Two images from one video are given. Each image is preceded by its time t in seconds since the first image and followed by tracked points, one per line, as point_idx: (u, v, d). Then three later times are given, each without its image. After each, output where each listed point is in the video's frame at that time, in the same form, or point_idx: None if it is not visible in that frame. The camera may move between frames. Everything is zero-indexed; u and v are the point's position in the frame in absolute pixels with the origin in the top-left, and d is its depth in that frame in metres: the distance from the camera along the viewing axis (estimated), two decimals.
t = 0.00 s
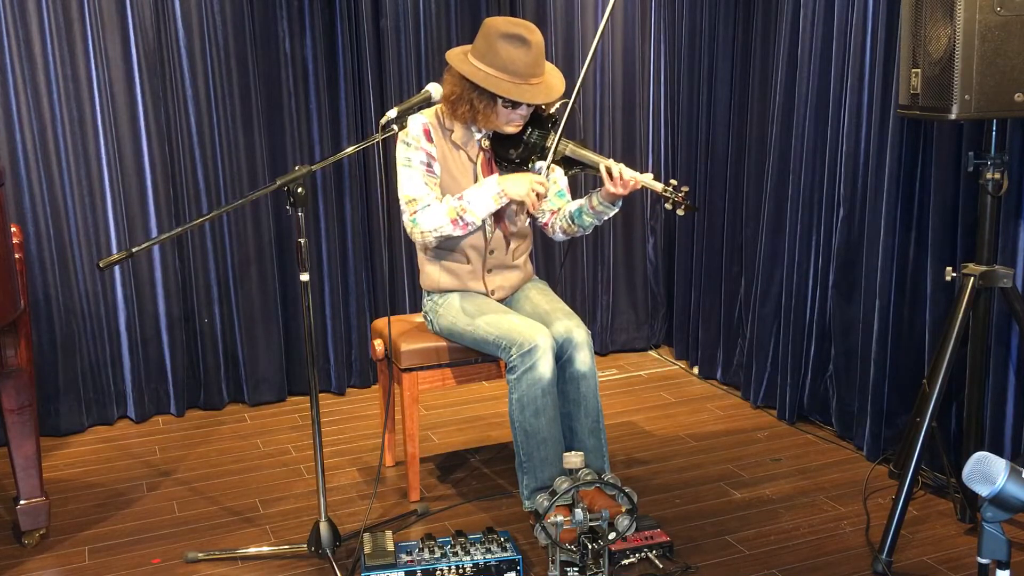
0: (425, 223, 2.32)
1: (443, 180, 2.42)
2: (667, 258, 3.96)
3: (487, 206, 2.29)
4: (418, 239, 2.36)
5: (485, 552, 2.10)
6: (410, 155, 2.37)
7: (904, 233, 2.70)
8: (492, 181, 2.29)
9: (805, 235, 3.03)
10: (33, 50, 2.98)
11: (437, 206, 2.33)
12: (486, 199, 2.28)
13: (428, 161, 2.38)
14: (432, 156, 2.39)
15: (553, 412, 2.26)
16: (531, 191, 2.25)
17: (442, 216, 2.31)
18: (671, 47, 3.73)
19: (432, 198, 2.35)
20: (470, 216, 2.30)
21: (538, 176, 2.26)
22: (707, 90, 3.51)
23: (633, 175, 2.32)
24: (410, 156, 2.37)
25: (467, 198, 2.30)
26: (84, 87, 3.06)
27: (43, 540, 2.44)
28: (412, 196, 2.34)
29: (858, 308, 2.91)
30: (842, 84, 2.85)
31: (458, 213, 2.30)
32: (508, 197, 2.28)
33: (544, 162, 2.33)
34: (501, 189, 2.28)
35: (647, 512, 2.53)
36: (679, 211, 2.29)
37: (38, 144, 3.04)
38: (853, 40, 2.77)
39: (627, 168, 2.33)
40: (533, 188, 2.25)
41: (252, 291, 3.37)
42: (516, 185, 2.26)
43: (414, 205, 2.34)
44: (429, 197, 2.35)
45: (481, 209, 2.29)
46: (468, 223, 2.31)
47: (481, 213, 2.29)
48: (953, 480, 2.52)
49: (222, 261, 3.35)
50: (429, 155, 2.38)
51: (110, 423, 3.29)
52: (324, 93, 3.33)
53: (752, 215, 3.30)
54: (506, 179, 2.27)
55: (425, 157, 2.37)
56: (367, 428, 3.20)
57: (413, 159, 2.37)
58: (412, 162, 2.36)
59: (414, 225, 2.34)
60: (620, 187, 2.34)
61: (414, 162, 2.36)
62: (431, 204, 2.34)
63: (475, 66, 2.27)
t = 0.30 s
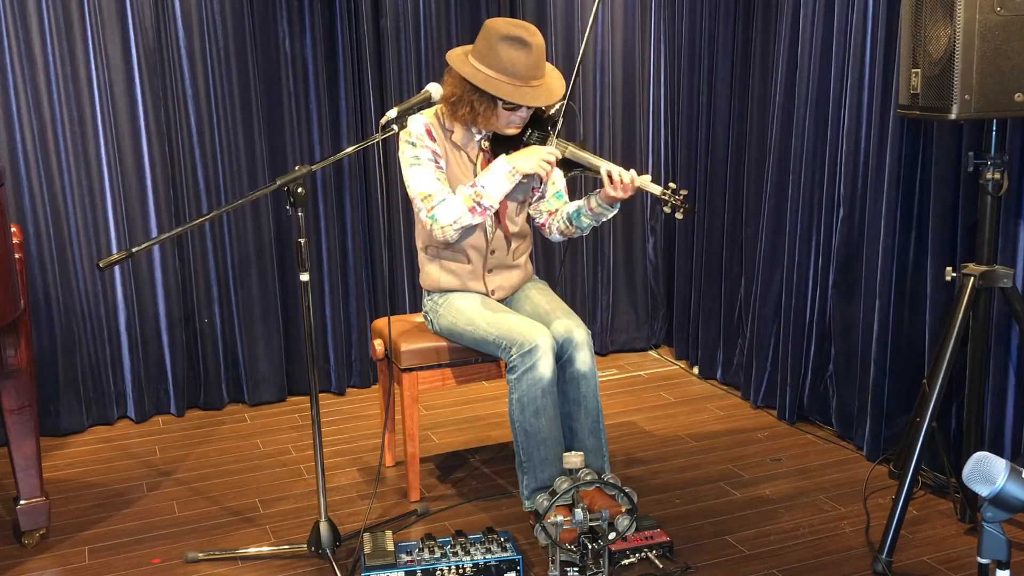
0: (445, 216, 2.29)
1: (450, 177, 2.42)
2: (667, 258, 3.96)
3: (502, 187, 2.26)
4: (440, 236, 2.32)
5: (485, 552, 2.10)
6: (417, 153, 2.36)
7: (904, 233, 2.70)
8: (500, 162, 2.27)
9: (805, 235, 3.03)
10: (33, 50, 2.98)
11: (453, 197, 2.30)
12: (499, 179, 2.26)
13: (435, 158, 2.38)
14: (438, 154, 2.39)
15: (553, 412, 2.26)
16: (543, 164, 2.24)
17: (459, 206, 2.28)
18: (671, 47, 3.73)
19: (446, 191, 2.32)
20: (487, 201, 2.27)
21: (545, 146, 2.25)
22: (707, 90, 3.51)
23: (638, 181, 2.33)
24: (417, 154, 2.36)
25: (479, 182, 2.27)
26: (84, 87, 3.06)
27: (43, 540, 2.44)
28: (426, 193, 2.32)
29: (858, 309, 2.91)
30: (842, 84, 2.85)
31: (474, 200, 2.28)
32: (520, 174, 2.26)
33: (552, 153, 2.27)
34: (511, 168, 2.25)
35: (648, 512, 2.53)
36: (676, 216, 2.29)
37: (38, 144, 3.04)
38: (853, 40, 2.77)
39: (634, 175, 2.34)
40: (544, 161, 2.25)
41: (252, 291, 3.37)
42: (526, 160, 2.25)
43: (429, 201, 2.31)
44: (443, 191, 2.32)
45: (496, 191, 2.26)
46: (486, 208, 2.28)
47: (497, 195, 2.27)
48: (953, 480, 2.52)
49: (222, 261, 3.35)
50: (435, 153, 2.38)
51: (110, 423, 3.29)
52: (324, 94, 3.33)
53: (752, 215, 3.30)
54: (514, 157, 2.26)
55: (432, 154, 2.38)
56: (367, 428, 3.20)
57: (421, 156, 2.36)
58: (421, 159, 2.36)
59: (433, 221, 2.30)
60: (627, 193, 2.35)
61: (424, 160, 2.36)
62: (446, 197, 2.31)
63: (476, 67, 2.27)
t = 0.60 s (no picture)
0: (418, 227, 2.32)
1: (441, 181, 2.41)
2: (667, 258, 3.96)
3: (481, 215, 2.30)
4: (409, 241, 2.35)
5: (485, 552, 2.10)
6: (408, 156, 2.35)
7: (904, 233, 2.70)
8: (487, 190, 2.30)
9: (805, 234, 3.03)
10: (33, 50, 2.98)
11: (430, 209, 2.33)
12: (482, 208, 2.29)
13: (426, 163, 2.37)
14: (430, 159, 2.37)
15: (553, 412, 2.26)
16: (527, 203, 2.27)
17: (436, 221, 2.31)
18: (671, 47, 3.73)
19: (427, 201, 2.34)
20: (463, 224, 2.31)
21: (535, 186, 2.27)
22: (707, 90, 3.51)
23: (634, 188, 2.33)
24: (408, 157, 2.35)
25: (461, 205, 2.31)
26: (84, 87, 3.06)
27: (43, 541, 2.44)
28: (406, 199, 2.34)
29: (858, 309, 2.91)
30: (842, 84, 2.85)
31: (452, 220, 2.31)
32: (503, 208, 2.29)
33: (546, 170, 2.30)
34: (496, 199, 2.29)
35: (648, 512, 2.53)
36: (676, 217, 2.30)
37: (38, 144, 3.04)
38: (853, 40, 2.77)
39: (630, 182, 2.34)
40: (529, 199, 2.27)
41: (252, 290, 3.38)
42: (512, 195, 2.28)
43: (409, 207, 2.33)
44: (425, 201, 2.34)
45: (474, 217, 2.30)
46: (461, 230, 2.32)
47: (475, 222, 2.31)
48: (953, 480, 2.52)
49: (222, 261, 3.35)
50: (427, 157, 2.37)
51: (110, 423, 3.29)
52: (324, 94, 3.33)
53: (752, 215, 3.30)
54: (502, 189, 2.28)
55: (423, 159, 2.36)
56: (367, 428, 3.20)
57: (411, 161, 2.35)
58: (410, 164, 2.35)
59: (406, 227, 2.33)
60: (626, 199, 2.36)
61: (412, 164, 2.35)
62: (426, 208, 2.33)
63: (479, 68, 2.27)
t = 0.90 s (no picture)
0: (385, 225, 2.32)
1: (433, 180, 2.41)
2: (667, 258, 3.96)
3: (444, 257, 2.32)
4: (369, 229, 2.35)
5: (485, 552, 2.10)
6: (399, 152, 2.36)
7: (904, 233, 2.70)
8: (464, 244, 2.32)
9: (805, 234, 3.03)
10: (33, 50, 2.98)
11: (404, 219, 2.34)
12: (448, 253, 2.32)
13: (416, 162, 2.38)
14: (422, 158, 2.38)
15: (553, 412, 2.26)
16: (493, 265, 2.26)
17: (403, 233, 2.32)
18: (671, 46, 3.73)
19: (404, 203, 2.35)
20: (423, 254, 2.33)
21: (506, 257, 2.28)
22: (707, 90, 3.51)
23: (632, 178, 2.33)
24: (399, 153, 2.36)
25: (434, 240, 2.33)
26: (84, 87, 3.06)
27: (43, 541, 2.44)
28: (386, 191, 2.34)
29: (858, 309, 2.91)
30: (842, 84, 2.85)
31: (417, 243, 2.33)
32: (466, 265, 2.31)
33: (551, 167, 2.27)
34: (466, 255, 2.31)
35: (648, 512, 2.53)
36: (682, 210, 2.30)
37: (38, 144, 3.04)
38: (853, 40, 2.77)
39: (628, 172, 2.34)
40: (496, 263, 2.27)
41: (252, 291, 3.37)
42: (483, 255, 2.29)
43: (387, 201, 2.33)
44: (402, 202, 2.35)
45: (437, 254, 2.32)
46: (418, 257, 2.34)
47: (433, 259, 2.33)
48: (953, 479, 2.52)
49: (221, 260, 3.34)
50: (418, 156, 2.38)
51: (110, 423, 3.29)
52: (324, 94, 3.33)
53: (752, 215, 3.30)
54: (477, 248, 2.30)
55: (414, 157, 2.37)
56: (367, 428, 3.20)
57: (401, 156, 2.36)
58: (399, 159, 2.35)
59: (374, 216, 2.33)
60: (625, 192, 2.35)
61: (400, 160, 2.36)
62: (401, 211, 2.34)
63: (479, 64, 2.27)
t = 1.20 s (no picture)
0: (402, 227, 2.31)
1: (436, 181, 2.42)
2: (667, 258, 3.96)
3: (468, 236, 2.29)
4: (390, 238, 2.34)
5: (485, 552, 2.10)
6: (403, 154, 2.36)
7: (904, 233, 2.70)
8: (483, 215, 2.29)
9: (805, 234, 3.03)
10: (33, 50, 2.98)
11: (420, 216, 2.32)
12: (471, 231, 2.28)
13: (421, 163, 2.38)
14: (426, 159, 2.38)
15: (553, 412, 2.26)
16: (517, 233, 2.22)
17: (423, 228, 2.30)
18: (671, 46, 3.73)
19: (416, 203, 2.34)
20: (448, 240, 2.30)
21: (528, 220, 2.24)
22: (707, 90, 3.51)
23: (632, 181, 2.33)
24: (403, 155, 2.36)
25: (453, 223, 2.30)
26: (84, 88, 3.06)
27: (43, 541, 2.44)
28: (396, 196, 2.33)
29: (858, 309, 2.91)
30: (842, 84, 2.85)
31: (439, 232, 2.30)
32: (491, 236, 2.28)
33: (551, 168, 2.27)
34: (488, 227, 2.27)
35: (648, 512, 2.53)
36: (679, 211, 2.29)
37: (38, 144, 3.04)
38: (853, 40, 2.77)
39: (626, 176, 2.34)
40: (520, 229, 2.23)
41: (252, 291, 3.37)
42: (504, 224, 2.25)
43: (398, 205, 2.33)
44: (414, 201, 2.34)
45: (462, 237, 2.29)
46: (444, 244, 2.31)
47: (460, 241, 2.30)
48: (953, 479, 2.52)
49: (221, 261, 3.34)
50: (422, 157, 2.38)
51: (110, 423, 3.29)
52: (325, 93, 3.33)
53: (753, 215, 3.30)
54: (496, 218, 2.26)
55: (418, 158, 2.37)
56: (367, 428, 3.20)
57: (405, 159, 2.36)
58: (404, 162, 2.35)
59: (390, 224, 2.33)
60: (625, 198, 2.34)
61: (405, 162, 2.36)
62: (414, 210, 2.33)
63: (478, 66, 2.27)
